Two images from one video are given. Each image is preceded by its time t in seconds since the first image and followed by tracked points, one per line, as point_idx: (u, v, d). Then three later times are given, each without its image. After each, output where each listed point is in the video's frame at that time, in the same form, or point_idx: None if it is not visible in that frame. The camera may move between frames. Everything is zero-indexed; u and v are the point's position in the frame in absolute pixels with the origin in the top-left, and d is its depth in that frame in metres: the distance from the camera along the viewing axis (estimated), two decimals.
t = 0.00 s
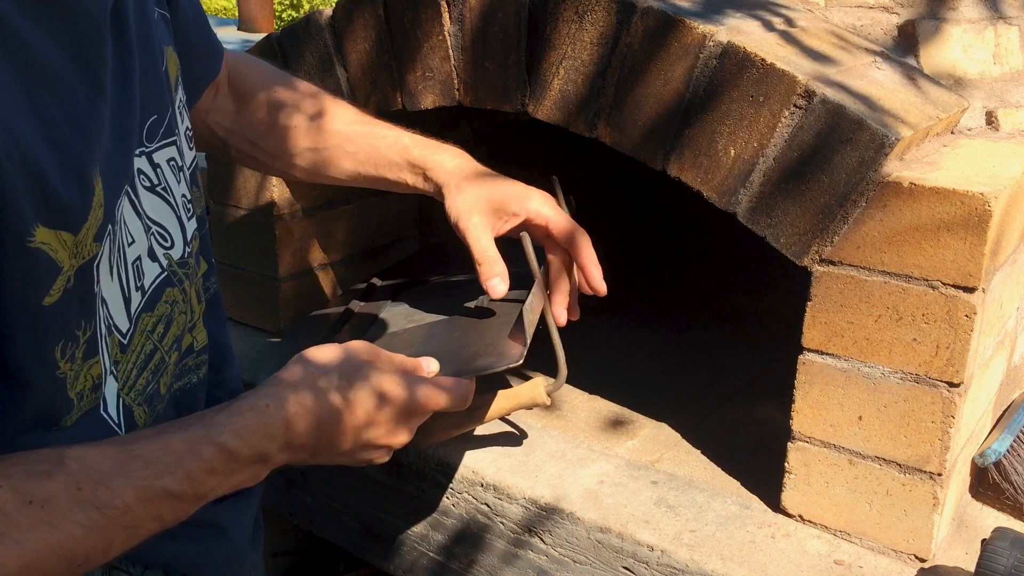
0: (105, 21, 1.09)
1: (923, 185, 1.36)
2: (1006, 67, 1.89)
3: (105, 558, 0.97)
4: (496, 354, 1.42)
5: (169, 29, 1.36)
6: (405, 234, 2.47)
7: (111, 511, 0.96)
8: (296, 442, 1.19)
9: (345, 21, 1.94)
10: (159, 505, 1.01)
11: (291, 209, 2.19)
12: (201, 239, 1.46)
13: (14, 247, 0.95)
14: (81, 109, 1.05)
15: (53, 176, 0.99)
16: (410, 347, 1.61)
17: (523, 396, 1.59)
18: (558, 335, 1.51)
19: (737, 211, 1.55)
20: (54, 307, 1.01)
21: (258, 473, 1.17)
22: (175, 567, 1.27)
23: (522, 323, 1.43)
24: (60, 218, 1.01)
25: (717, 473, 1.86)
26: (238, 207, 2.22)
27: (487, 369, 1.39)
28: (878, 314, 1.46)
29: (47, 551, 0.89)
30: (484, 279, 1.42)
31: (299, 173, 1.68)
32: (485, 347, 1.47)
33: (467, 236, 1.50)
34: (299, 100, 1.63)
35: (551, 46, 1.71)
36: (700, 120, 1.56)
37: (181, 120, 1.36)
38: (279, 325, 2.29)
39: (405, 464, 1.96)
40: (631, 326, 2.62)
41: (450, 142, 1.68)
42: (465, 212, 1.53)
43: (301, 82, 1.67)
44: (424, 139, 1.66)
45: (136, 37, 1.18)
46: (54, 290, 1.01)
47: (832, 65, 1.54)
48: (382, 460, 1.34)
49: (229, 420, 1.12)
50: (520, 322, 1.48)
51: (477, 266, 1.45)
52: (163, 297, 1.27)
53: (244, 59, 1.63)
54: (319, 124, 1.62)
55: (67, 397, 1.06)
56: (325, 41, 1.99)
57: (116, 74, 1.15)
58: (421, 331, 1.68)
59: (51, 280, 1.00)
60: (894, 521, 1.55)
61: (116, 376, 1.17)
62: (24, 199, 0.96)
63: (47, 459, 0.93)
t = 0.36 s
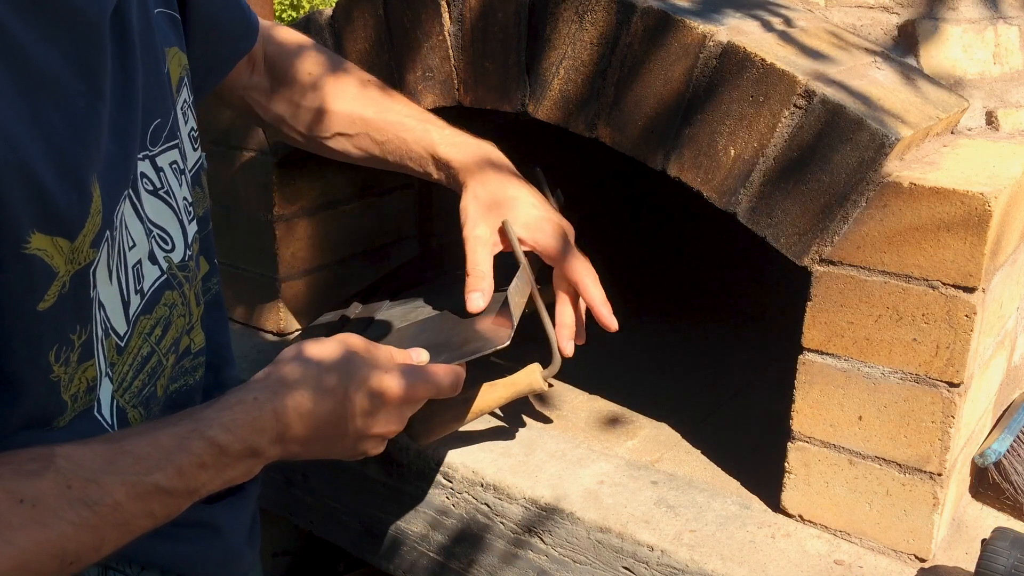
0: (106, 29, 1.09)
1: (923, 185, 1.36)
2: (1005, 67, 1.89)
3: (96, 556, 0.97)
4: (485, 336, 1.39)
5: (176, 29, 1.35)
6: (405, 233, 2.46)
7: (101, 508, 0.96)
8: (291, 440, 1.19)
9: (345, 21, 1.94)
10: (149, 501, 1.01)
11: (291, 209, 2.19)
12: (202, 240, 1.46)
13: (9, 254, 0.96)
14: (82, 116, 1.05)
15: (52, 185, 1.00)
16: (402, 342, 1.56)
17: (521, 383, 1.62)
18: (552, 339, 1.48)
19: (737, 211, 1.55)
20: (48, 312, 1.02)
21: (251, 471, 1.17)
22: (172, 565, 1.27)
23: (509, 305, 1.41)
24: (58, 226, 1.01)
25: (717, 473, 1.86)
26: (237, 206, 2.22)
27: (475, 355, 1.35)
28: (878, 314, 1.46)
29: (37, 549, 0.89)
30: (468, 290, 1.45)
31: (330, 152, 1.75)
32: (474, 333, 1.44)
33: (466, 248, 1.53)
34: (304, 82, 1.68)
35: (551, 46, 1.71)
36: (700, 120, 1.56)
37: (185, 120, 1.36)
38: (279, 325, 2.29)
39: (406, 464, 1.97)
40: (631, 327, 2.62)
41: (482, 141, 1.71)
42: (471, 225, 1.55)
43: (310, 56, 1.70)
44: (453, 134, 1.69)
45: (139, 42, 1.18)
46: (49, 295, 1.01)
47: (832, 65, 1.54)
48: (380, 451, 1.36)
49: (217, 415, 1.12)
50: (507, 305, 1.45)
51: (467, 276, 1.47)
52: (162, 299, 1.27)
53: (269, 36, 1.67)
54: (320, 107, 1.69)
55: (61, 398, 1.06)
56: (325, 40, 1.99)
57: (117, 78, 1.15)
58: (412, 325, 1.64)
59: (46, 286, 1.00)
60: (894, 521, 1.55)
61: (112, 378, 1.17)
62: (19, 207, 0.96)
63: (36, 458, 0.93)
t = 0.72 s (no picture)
0: (105, 35, 1.09)
1: (923, 185, 1.36)
2: (1005, 67, 1.89)
3: (92, 556, 0.97)
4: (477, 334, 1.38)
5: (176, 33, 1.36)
6: (405, 233, 2.46)
7: (96, 509, 0.96)
8: (288, 440, 1.19)
9: (345, 21, 1.94)
10: (144, 501, 1.01)
11: (292, 208, 2.18)
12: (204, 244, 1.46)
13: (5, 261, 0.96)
14: (83, 124, 1.06)
15: (52, 193, 1.00)
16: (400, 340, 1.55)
17: (518, 379, 1.61)
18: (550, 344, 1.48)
19: (737, 211, 1.55)
20: (45, 317, 1.02)
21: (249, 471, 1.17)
22: (171, 564, 1.27)
23: (502, 302, 1.39)
24: (57, 233, 1.02)
25: (717, 473, 1.85)
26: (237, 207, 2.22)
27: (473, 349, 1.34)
28: (878, 314, 1.46)
29: (32, 551, 0.89)
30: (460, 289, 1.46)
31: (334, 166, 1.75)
32: (466, 330, 1.43)
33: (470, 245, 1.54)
34: (300, 87, 1.68)
35: (551, 46, 1.71)
36: (700, 120, 1.56)
37: (187, 125, 1.37)
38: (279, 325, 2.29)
39: (405, 464, 1.96)
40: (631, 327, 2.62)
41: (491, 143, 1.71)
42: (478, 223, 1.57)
43: (304, 63, 1.71)
44: (461, 137, 1.70)
45: (139, 47, 1.18)
46: (46, 300, 1.01)
47: (831, 65, 1.54)
48: (373, 449, 1.35)
49: (211, 413, 1.11)
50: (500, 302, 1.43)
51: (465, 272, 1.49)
52: (166, 304, 1.28)
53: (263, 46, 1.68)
54: (318, 118, 1.69)
55: (58, 401, 1.05)
56: (325, 40, 1.99)
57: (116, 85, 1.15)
58: (410, 323, 1.63)
59: (43, 291, 1.01)
60: (894, 521, 1.55)
61: (112, 381, 1.17)
62: (17, 214, 0.96)
63: (31, 458, 0.93)
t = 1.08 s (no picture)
0: (105, 35, 1.10)
1: (923, 185, 1.36)
2: (1005, 67, 1.89)
3: (89, 556, 0.97)
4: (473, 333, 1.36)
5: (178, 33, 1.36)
6: (405, 233, 2.46)
7: (93, 509, 0.96)
8: (286, 440, 1.19)
9: (345, 21, 1.94)
10: (142, 500, 1.01)
11: (292, 208, 2.19)
12: (207, 244, 1.46)
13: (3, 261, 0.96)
14: (81, 125, 1.06)
15: (49, 194, 1.00)
16: (398, 340, 1.55)
17: (516, 381, 1.62)
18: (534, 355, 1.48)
19: (736, 211, 1.55)
20: (42, 317, 1.02)
21: (247, 471, 1.17)
22: (169, 565, 1.27)
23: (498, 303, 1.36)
24: (54, 232, 1.02)
25: (717, 473, 1.86)
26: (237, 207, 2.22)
27: (464, 350, 1.32)
28: (878, 314, 1.46)
29: (29, 551, 0.89)
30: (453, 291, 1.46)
31: (342, 163, 1.75)
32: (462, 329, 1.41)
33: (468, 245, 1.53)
34: (302, 85, 1.68)
35: (551, 46, 1.71)
36: (700, 120, 1.56)
37: (190, 124, 1.37)
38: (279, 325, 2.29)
39: (405, 464, 1.97)
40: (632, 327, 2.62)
41: (499, 142, 1.71)
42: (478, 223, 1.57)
43: (306, 59, 1.70)
44: (469, 135, 1.70)
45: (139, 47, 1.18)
46: (43, 301, 1.02)
47: (832, 65, 1.54)
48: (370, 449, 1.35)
49: (208, 413, 1.11)
50: (496, 302, 1.40)
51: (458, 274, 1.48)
52: (165, 304, 1.28)
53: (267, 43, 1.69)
54: (320, 116, 1.69)
55: (55, 401, 1.05)
56: (325, 41, 1.99)
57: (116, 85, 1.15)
58: (408, 323, 1.62)
59: (40, 291, 1.01)
60: (894, 521, 1.55)
61: (110, 381, 1.17)
62: (14, 215, 0.96)
63: (28, 459, 0.93)
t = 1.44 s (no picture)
0: (110, 33, 1.10)
1: (923, 185, 1.36)
2: (1005, 67, 1.89)
3: (90, 553, 0.97)
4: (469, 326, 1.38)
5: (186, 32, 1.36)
6: (404, 234, 2.46)
7: (94, 505, 0.96)
8: (285, 436, 1.19)
9: (345, 22, 1.94)
10: (142, 496, 1.01)
11: (292, 208, 2.19)
12: (216, 244, 1.45)
13: (7, 259, 0.96)
14: (83, 124, 1.06)
15: (50, 194, 1.00)
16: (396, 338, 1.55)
17: (516, 372, 1.60)
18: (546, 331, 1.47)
19: (737, 212, 1.55)
20: (43, 316, 1.02)
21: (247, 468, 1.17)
22: (169, 564, 1.27)
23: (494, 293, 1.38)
24: (58, 232, 1.02)
25: (717, 473, 1.86)
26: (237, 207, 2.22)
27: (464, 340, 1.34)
28: (878, 314, 1.46)
29: (30, 548, 0.89)
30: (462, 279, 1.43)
31: (339, 172, 1.73)
32: (460, 323, 1.43)
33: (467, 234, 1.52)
34: (302, 93, 1.69)
35: (551, 46, 1.71)
36: (700, 120, 1.56)
37: (197, 125, 1.37)
38: (279, 325, 2.29)
39: (405, 464, 1.97)
40: (632, 327, 2.62)
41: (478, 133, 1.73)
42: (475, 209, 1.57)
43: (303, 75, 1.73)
44: (451, 128, 1.72)
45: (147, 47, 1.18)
46: (45, 300, 1.01)
47: (832, 65, 1.54)
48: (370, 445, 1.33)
49: (206, 408, 1.11)
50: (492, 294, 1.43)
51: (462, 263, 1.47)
52: (172, 304, 1.28)
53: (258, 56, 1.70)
54: (320, 120, 1.68)
55: (58, 398, 1.05)
56: (325, 41, 1.99)
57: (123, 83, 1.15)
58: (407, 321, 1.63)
59: (43, 290, 1.01)
60: (894, 521, 1.55)
61: (115, 380, 1.16)
62: (17, 214, 0.96)
63: (28, 455, 0.93)
